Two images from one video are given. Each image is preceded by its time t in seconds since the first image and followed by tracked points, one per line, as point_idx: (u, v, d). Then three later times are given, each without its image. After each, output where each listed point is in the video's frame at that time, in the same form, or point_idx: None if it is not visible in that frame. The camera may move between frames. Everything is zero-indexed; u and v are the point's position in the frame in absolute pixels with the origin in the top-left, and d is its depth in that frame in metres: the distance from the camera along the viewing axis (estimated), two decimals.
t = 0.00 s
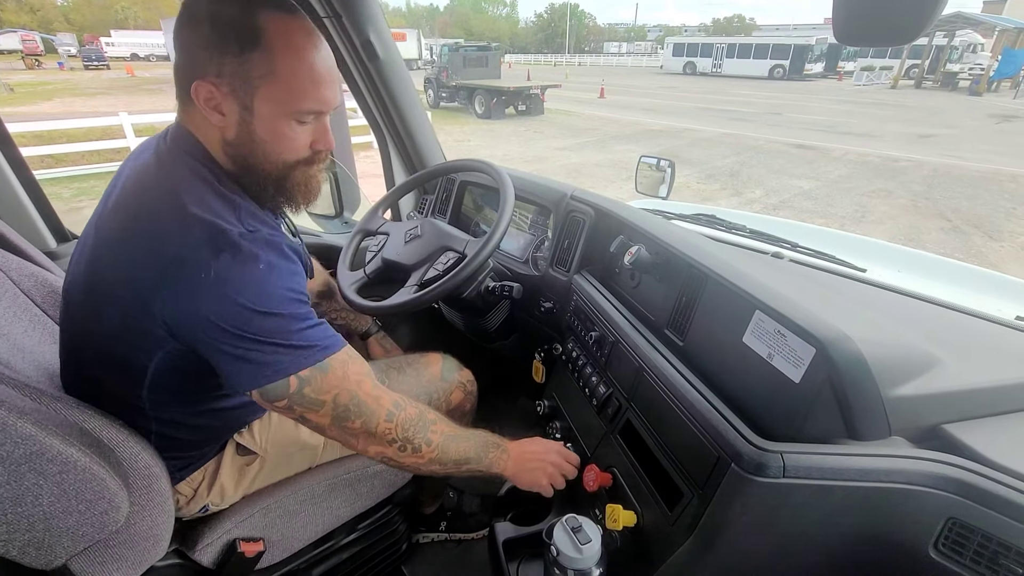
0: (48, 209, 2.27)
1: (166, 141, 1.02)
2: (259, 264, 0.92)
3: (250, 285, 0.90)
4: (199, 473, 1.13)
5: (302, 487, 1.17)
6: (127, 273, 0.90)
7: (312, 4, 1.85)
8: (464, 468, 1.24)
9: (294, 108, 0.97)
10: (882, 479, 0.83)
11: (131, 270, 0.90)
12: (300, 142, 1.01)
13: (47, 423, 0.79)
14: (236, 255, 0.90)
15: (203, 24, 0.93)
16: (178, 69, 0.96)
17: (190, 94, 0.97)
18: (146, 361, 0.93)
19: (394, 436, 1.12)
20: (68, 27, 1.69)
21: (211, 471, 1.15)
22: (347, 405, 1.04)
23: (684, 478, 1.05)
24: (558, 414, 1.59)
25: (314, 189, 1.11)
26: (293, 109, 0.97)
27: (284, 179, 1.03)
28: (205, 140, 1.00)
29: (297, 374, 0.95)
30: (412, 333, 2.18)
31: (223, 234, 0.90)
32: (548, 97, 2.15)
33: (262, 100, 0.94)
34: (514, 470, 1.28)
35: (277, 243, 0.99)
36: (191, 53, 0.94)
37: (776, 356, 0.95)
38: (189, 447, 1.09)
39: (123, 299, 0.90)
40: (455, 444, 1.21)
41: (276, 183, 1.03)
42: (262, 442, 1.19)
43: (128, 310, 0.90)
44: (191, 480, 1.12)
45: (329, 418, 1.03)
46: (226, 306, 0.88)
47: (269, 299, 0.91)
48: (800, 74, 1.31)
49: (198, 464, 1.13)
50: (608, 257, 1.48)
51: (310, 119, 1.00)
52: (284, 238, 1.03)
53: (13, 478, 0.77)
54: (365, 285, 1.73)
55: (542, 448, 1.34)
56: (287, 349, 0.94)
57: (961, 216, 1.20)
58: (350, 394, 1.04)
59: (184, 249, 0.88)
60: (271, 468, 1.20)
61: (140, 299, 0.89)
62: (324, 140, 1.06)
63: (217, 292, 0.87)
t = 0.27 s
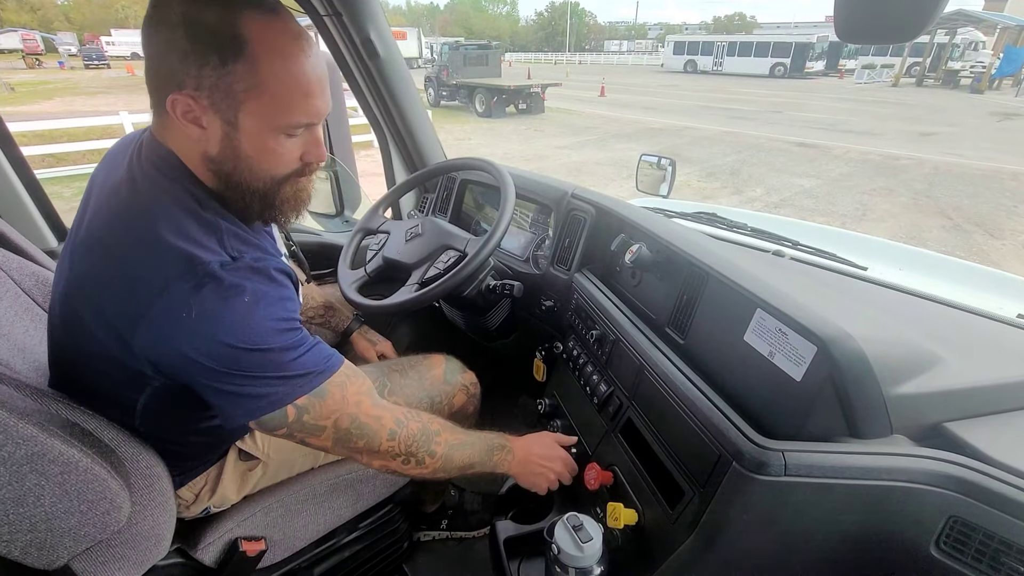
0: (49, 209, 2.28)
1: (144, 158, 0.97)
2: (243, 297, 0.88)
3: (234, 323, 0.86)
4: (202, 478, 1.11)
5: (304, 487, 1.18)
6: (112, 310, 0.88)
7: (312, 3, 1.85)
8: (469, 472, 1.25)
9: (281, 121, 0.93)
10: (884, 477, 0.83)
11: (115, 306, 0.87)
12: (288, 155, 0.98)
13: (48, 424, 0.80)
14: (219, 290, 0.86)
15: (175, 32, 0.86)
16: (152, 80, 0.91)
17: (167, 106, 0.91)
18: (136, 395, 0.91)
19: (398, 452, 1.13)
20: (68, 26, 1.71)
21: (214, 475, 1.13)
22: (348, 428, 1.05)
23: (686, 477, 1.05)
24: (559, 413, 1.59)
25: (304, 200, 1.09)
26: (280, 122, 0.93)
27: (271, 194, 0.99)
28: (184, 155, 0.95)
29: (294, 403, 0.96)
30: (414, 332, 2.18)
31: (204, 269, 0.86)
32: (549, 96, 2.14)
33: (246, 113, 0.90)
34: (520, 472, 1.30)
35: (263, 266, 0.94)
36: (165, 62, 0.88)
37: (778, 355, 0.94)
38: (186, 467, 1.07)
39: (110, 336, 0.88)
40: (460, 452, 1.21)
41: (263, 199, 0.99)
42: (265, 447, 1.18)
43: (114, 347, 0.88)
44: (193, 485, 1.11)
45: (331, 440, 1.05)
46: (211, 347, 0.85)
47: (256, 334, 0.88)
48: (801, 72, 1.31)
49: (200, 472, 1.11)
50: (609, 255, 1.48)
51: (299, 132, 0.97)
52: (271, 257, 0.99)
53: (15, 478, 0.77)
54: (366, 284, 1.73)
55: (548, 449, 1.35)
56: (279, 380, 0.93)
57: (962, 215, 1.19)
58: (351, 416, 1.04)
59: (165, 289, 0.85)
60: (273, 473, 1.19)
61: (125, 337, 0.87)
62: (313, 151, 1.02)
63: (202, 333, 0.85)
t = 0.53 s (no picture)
0: (51, 210, 2.28)
1: (126, 171, 0.95)
2: (234, 319, 0.89)
3: (226, 345, 0.87)
4: (205, 478, 1.11)
5: (306, 487, 1.18)
6: (99, 334, 0.87)
7: (314, 3, 1.86)
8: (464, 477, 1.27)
9: (268, 130, 0.92)
10: (887, 478, 0.83)
11: (100, 326, 0.87)
12: (275, 164, 0.96)
13: (50, 425, 0.80)
14: (209, 312, 0.86)
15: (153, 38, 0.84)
16: (129, 88, 0.88)
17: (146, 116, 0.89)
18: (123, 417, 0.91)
19: (392, 463, 1.14)
20: (70, 26, 1.64)
21: (217, 475, 1.13)
22: (342, 442, 1.07)
23: (688, 478, 1.04)
24: (560, 413, 1.59)
25: (293, 207, 1.08)
26: (268, 131, 0.92)
27: (258, 205, 0.98)
28: (167, 164, 0.93)
29: (288, 419, 0.98)
30: (414, 332, 2.17)
31: (192, 292, 0.86)
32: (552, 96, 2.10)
33: (231, 123, 0.89)
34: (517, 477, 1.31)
35: (253, 283, 0.95)
36: (144, 71, 0.86)
37: (781, 355, 0.94)
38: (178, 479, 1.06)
39: (96, 359, 0.87)
40: (455, 462, 1.22)
41: (252, 209, 0.97)
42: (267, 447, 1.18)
43: (99, 367, 0.87)
44: (196, 486, 1.10)
45: (325, 453, 1.07)
46: (203, 370, 0.86)
47: (248, 355, 0.89)
48: (802, 71, 1.32)
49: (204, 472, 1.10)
50: (611, 255, 1.48)
51: (288, 140, 0.96)
52: (261, 272, 0.99)
53: (18, 479, 0.78)
54: (367, 284, 1.73)
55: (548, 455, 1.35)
56: (272, 397, 0.94)
57: (963, 215, 1.20)
58: (344, 430, 1.06)
59: (154, 313, 0.85)
60: (276, 472, 1.19)
61: (112, 362, 0.86)
62: (300, 159, 1.01)
63: (191, 357, 0.85)
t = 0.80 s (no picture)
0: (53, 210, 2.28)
1: (109, 179, 0.94)
2: (227, 325, 0.88)
3: (221, 352, 0.87)
4: (206, 477, 1.12)
5: (306, 487, 1.18)
6: (92, 344, 0.87)
7: (315, 4, 1.86)
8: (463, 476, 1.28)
9: (249, 129, 0.91)
10: (888, 478, 0.83)
11: (93, 339, 0.87)
12: (259, 163, 0.96)
13: (50, 425, 0.80)
14: (201, 320, 0.86)
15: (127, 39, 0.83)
16: (105, 90, 0.87)
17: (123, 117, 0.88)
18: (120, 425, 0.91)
19: (391, 462, 1.14)
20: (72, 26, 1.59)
21: (218, 474, 1.14)
22: (341, 442, 1.07)
23: (689, 478, 1.04)
24: (561, 412, 1.59)
25: (279, 204, 1.07)
26: (249, 130, 0.91)
27: (242, 205, 0.97)
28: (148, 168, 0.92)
29: (287, 422, 0.98)
30: (415, 332, 2.18)
31: (183, 300, 0.86)
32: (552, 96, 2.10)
33: (212, 123, 0.88)
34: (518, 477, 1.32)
35: (244, 288, 0.94)
36: (119, 72, 0.84)
37: (782, 355, 0.94)
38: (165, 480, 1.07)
39: (90, 369, 0.87)
40: (455, 462, 1.22)
41: (236, 209, 0.97)
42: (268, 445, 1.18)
43: (95, 380, 0.87)
44: (197, 484, 1.11)
45: (325, 453, 1.07)
46: (199, 377, 0.86)
47: (243, 360, 0.89)
48: (802, 71, 1.32)
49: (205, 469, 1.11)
50: (612, 255, 1.48)
51: (271, 138, 0.95)
52: (254, 276, 0.99)
53: (19, 478, 0.78)
54: (367, 284, 1.73)
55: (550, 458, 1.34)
56: (270, 401, 0.94)
57: (965, 215, 1.20)
58: (343, 431, 1.07)
59: (146, 324, 0.84)
60: (276, 471, 1.19)
61: (107, 372, 0.86)
62: (284, 158, 1.00)
63: (187, 366, 0.85)
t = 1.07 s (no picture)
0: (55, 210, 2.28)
1: (92, 180, 0.93)
2: (216, 324, 0.88)
3: (211, 351, 0.86)
4: (208, 476, 1.11)
5: (308, 486, 1.18)
6: (82, 345, 0.86)
7: (315, 3, 1.86)
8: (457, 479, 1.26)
9: (249, 108, 0.94)
10: (889, 477, 0.83)
11: (82, 340, 0.86)
12: (259, 140, 0.99)
13: (51, 425, 0.80)
14: (188, 318, 0.85)
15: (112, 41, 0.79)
16: (88, 95, 0.84)
17: (119, 121, 0.86)
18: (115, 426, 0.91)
19: (382, 464, 1.14)
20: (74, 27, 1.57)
21: (220, 472, 1.12)
22: (332, 442, 1.07)
23: (691, 477, 1.04)
24: (562, 412, 1.59)
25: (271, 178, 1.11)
26: (250, 108, 0.94)
27: (248, 182, 1.01)
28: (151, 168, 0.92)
29: (279, 422, 0.97)
30: (416, 331, 2.18)
31: (171, 300, 0.85)
32: (553, 96, 2.06)
33: (217, 109, 0.90)
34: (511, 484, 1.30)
35: (232, 285, 0.93)
36: (108, 78, 0.81)
37: (783, 354, 0.94)
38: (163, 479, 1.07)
39: (81, 371, 0.87)
40: (446, 467, 1.22)
41: (242, 186, 1.00)
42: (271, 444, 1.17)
43: (85, 381, 0.87)
44: (199, 483, 1.10)
45: (316, 452, 1.07)
46: (189, 377, 0.86)
47: (234, 359, 0.89)
48: (803, 69, 1.31)
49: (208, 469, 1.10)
50: (613, 255, 1.48)
51: (266, 114, 0.98)
52: (243, 273, 0.98)
53: (21, 478, 0.78)
54: (368, 284, 1.73)
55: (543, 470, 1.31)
56: (261, 400, 0.93)
57: (966, 213, 1.19)
58: (334, 431, 1.07)
59: (134, 324, 0.84)
60: (279, 469, 1.18)
61: (98, 373, 0.86)
62: (276, 129, 1.03)
63: (176, 366, 0.84)
